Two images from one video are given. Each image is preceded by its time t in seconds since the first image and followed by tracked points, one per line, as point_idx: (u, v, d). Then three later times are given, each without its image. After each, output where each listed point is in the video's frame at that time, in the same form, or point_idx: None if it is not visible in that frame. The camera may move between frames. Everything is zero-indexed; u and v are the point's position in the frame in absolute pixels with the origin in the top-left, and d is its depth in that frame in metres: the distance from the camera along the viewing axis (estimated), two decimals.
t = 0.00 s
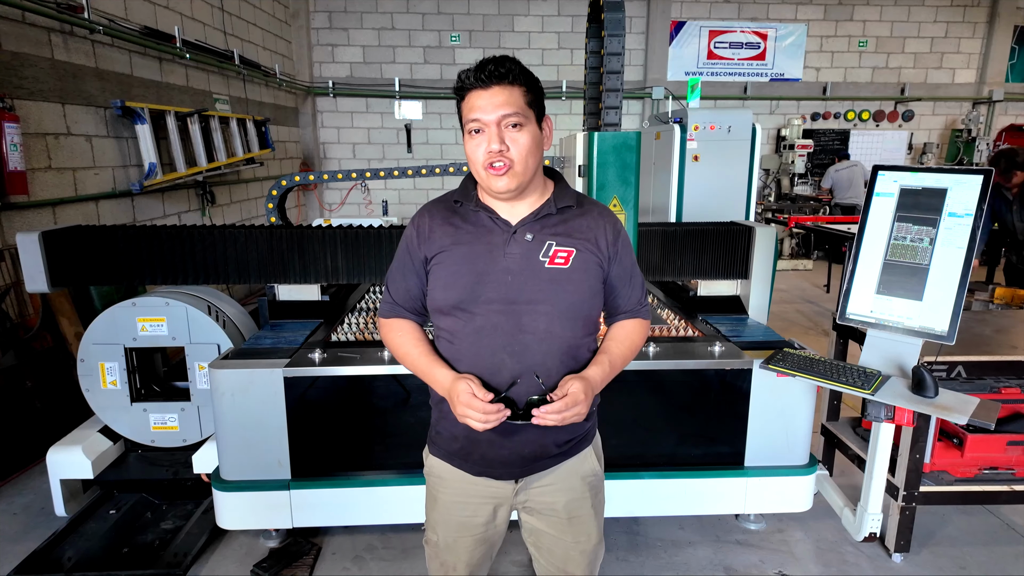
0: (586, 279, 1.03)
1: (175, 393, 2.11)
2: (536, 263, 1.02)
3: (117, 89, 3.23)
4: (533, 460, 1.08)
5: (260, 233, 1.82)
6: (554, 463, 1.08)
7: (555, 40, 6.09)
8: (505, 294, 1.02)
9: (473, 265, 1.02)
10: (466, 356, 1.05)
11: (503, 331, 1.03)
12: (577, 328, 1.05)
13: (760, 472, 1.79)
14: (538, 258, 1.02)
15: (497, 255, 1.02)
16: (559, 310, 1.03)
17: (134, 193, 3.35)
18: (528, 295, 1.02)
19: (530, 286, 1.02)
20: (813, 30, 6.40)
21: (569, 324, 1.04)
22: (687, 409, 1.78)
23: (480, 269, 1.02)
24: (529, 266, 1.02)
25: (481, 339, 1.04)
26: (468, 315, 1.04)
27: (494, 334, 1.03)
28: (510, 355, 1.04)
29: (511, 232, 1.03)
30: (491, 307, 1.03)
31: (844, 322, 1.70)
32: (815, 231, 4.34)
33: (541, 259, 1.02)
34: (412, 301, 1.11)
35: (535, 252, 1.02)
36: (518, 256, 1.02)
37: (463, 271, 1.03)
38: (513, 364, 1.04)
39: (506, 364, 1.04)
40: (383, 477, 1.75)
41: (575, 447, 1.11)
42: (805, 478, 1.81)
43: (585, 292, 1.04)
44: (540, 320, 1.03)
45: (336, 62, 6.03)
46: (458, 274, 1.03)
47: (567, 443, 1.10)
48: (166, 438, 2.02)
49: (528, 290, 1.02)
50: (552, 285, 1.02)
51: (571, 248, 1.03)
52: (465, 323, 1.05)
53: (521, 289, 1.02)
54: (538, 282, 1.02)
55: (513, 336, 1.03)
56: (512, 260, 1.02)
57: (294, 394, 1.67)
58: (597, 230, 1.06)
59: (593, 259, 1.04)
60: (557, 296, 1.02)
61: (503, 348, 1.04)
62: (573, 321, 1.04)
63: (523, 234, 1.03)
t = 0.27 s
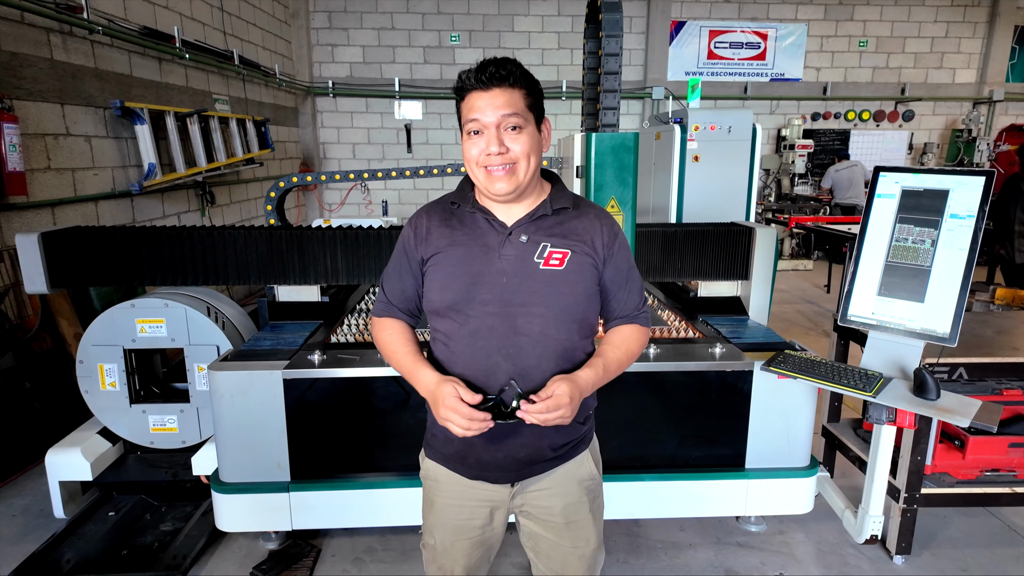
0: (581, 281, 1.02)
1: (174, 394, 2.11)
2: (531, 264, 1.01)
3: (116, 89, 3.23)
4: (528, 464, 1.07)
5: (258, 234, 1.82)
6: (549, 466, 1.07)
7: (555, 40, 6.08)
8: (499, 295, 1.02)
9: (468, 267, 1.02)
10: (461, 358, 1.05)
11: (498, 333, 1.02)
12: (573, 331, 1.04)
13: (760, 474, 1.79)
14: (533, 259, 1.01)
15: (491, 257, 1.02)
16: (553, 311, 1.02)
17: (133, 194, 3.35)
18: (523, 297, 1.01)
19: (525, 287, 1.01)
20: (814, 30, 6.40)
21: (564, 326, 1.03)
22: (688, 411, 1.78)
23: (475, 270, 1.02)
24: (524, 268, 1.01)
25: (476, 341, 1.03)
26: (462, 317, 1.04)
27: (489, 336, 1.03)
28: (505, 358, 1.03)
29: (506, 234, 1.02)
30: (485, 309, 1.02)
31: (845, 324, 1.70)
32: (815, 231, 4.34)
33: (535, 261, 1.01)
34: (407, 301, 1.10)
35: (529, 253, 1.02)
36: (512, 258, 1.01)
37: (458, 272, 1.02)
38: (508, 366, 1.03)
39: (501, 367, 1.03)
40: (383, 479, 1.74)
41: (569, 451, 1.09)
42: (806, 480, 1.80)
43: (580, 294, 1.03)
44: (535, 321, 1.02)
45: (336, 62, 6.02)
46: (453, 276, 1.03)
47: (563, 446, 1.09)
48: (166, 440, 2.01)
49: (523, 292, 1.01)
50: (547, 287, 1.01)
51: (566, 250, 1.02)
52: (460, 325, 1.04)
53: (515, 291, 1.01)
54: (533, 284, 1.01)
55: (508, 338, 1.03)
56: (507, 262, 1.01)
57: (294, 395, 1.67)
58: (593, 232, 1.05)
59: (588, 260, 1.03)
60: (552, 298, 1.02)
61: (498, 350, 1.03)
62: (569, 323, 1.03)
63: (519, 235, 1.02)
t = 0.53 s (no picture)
0: (575, 279, 0.99)
1: (174, 395, 2.10)
2: (523, 262, 1.00)
3: (116, 89, 3.22)
4: (525, 464, 1.06)
5: (258, 235, 1.81)
6: (546, 467, 1.06)
7: (555, 40, 6.07)
8: (493, 294, 1.01)
9: (462, 266, 1.03)
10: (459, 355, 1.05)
11: (492, 331, 1.02)
12: (571, 329, 1.02)
13: (763, 475, 1.78)
14: (525, 258, 1.00)
15: (485, 256, 1.01)
16: (547, 310, 1.00)
17: (133, 194, 3.34)
18: (516, 295, 1.00)
19: (518, 286, 1.00)
20: (814, 30, 6.39)
21: (559, 324, 1.01)
22: (690, 413, 1.77)
23: (469, 269, 1.02)
24: (516, 266, 1.00)
25: (472, 338, 1.04)
26: (458, 314, 1.04)
27: (483, 333, 1.03)
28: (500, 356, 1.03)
29: (499, 234, 1.02)
30: (479, 307, 1.02)
31: (848, 326, 1.69)
32: (816, 231, 4.32)
33: (528, 258, 1.00)
34: (403, 296, 1.15)
35: (522, 252, 1.00)
36: (505, 257, 1.00)
37: (453, 272, 1.03)
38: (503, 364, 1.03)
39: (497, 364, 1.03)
40: (384, 481, 1.74)
41: (569, 452, 1.08)
42: (808, 482, 1.80)
43: (574, 292, 1.00)
44: (529, 319, 1.01)
45: (336, 62, 6.02)
46: (448, 275, 1.04)
47: (562, 447, 1.07)
48: (165, 441, 2.00)
49: (516, 290, 1.00)
50: (539, 285, 1.00)
51: (559, 247, 0.99)
52: (456, 323, 1.05)
53: (508, 290, 1.01)
54: (525, 282, 1.00)
55: (503, 336, 1.02)
56: (500, 261, 1.01)
57: (295, 396, 1.66)
58: (591, 229, 1.01)
59: (581, 258, 0.99)
60: (545, 296, 1.00)
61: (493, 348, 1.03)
62: (563, 322, 1.01)
63: (511, 235, 1.01)
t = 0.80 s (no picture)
0: (553, 284, 0.98)
1: (174, 396, 2.10)
2: (502, 266, 1.00)
3: (116, 89, 3.21)
4: (508, 463, 1.06)
5: (258, 236, 1.80)
6: (525, 469, 1.05)
7: (556, 40, 6.06)
8: (473, 296, 1.02)
9: (447, 268, 1.04)
10: (444, 354, 1.08)
11: (472, 332, 1.03)
12: (552, 332, 1.01)
13: (764, 477, 1.77)
14: (506, 261, 0.99)
15: (468, 258, 1.02)
16: (525, 314, 1.00)
17: (133, 194, 3.34)
18: (495, 298, 1.01)
19: (498, 289, 1.00)
20: (815, 30, 6.38)
21: (539, 328, 1.00)
22: (691, 414, 1.76)
23: (453, 271, 1.03)
24: (497, 269, 1.00)
25: (455, 339, 1.05)
26: (443, 315, 1.06)
27: (462, 335, 1.04)
28: (478, 357, 1.03)
29: (484, 237, 1.02)
30: (460, 309, 1.03)
31: (850, 326, 1.69)
32: (816, 232, 4.32)
33: (507, 262, 0.99)
34: (406, 295, 1.18)
35: (503, 255, 1.00)
36: (487, 259, 1.01)
37: (439, 273, 1.05)
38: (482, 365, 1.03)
39: (474, 364, 1.04)
40: (383, 482, 1.73)
41: (554, 457, 1.06)
42: (810, 484, 1.79)
43: (553, 297, 0.99)
44: (507, 321, 1.01)
45: (337, 62, 6.01)
46: (435, 276, 1.05)
47: (543, 452, 1.05)
48: (165, 442, 2.00)
49: (496, 293, 1.00)
50: (518, 289, 0.99)
51: (540, 252, 0.98)
52: (442, 323, 1.07)
53: (488, 292, 1.01)
54: (505, 286, 1.00)
55: (482, 338, 1.02)
56: (482, 263, 1.01)
57: (294, 397, 1.65)
58: (575, 233, 0.99)
59: (562, 263, 0.97)
60: (524, 300, 0.99)
61: (472, 349, 1.04)
62: (541, 327, 1.00)
63: (494, 238, 1.01)
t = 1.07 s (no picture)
0: (547, 288, 0.98)
1: (174, 397, 2.09)
2: (497, 269, 0.99)
3: (116, 89, 3.21)
4: (503, 462, 1.06)
5: (258, 236, 1.80)
6: (518, 468, 1.05)
7: (556, 40, 6.06)
8: (467, 299, 1.02)
9: (442, 270, 1.03)
10: (440, 356, 1.07)
11: (466, 335, 1.03)
12: (545, 334, 1.01)
13: (765, 478, 1.77)
14: (500, 264, 0.99)
15: (463, 260, 1.01)
16: (518, 317, 1.00)
17: (133, 194, 3.33)
18: (488, 301, 1.00)
19: (492, 292, 1.00)
20: (816, 30, 6.37)
21: (532, 331, 1.00)
22: (692, 415, 1.75)
23: (448, 274, 1.03)
24: (491, 272, 0.99)
25: (449, 341, 1.05)
26: (438, 316, 1.06)
27: (457, 337, 1.04)
28: (472, 359, 1.03)
29: (478, 239, 1.01)
30: (454, 311, 1.03)
31: (851, 327, 1.68)
32: (817, 232, 4.31)
33: (502, 266, 0.99)
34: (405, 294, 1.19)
35: (498, 258, 0.99)
36: (482, 262, 1.00)
37: (434, 275, 1.04)
38: (476, 367, 1.03)
39: (468, 366, 1.04)
40: (383, 483, 1.73)
41: (548, 455, 1.05)
42: (811, 485, 1.78)
43: (547, 300, 0.99)
44: (500, 324, 1.01)
45: (337, 62, 6.01)
46: (430, 278, 1.05)
47: (536, 452, 1.05)
48: (165, 443, 1.99)
49: (489, 296, 1.00)
50: (512, 292, 0.99)
51: (534, 256, 0.98)
52: (437, 324, 1.07)
53: (481, 295, 1.01)
54: (499, 289, 0.99)
55: (476, 341, 1.03)
56: (476, 266, 1.00)
57: (294, 398, 1.65)
58: (570, 235, 0.98)
59: (557, 267, 0.97)
60: (518, 302, 0.99)
61: (466, 351, 1.03)
62: (535, 330, 1.00)
63: (488, 240, 1.00)
